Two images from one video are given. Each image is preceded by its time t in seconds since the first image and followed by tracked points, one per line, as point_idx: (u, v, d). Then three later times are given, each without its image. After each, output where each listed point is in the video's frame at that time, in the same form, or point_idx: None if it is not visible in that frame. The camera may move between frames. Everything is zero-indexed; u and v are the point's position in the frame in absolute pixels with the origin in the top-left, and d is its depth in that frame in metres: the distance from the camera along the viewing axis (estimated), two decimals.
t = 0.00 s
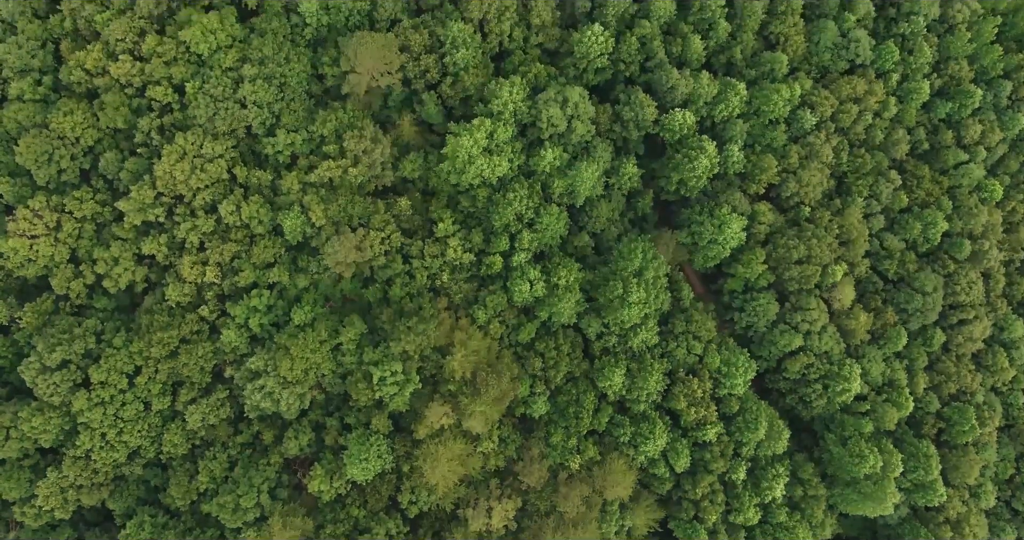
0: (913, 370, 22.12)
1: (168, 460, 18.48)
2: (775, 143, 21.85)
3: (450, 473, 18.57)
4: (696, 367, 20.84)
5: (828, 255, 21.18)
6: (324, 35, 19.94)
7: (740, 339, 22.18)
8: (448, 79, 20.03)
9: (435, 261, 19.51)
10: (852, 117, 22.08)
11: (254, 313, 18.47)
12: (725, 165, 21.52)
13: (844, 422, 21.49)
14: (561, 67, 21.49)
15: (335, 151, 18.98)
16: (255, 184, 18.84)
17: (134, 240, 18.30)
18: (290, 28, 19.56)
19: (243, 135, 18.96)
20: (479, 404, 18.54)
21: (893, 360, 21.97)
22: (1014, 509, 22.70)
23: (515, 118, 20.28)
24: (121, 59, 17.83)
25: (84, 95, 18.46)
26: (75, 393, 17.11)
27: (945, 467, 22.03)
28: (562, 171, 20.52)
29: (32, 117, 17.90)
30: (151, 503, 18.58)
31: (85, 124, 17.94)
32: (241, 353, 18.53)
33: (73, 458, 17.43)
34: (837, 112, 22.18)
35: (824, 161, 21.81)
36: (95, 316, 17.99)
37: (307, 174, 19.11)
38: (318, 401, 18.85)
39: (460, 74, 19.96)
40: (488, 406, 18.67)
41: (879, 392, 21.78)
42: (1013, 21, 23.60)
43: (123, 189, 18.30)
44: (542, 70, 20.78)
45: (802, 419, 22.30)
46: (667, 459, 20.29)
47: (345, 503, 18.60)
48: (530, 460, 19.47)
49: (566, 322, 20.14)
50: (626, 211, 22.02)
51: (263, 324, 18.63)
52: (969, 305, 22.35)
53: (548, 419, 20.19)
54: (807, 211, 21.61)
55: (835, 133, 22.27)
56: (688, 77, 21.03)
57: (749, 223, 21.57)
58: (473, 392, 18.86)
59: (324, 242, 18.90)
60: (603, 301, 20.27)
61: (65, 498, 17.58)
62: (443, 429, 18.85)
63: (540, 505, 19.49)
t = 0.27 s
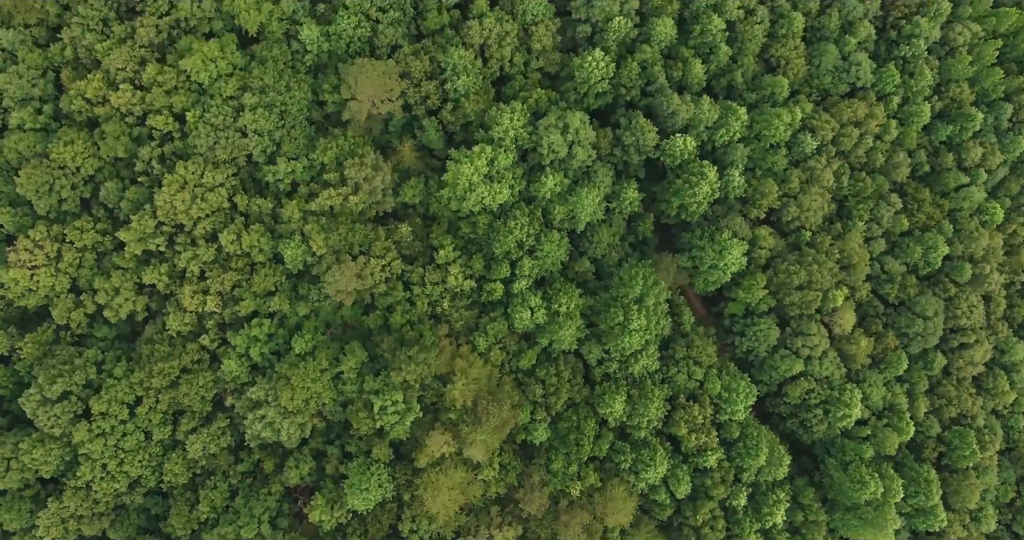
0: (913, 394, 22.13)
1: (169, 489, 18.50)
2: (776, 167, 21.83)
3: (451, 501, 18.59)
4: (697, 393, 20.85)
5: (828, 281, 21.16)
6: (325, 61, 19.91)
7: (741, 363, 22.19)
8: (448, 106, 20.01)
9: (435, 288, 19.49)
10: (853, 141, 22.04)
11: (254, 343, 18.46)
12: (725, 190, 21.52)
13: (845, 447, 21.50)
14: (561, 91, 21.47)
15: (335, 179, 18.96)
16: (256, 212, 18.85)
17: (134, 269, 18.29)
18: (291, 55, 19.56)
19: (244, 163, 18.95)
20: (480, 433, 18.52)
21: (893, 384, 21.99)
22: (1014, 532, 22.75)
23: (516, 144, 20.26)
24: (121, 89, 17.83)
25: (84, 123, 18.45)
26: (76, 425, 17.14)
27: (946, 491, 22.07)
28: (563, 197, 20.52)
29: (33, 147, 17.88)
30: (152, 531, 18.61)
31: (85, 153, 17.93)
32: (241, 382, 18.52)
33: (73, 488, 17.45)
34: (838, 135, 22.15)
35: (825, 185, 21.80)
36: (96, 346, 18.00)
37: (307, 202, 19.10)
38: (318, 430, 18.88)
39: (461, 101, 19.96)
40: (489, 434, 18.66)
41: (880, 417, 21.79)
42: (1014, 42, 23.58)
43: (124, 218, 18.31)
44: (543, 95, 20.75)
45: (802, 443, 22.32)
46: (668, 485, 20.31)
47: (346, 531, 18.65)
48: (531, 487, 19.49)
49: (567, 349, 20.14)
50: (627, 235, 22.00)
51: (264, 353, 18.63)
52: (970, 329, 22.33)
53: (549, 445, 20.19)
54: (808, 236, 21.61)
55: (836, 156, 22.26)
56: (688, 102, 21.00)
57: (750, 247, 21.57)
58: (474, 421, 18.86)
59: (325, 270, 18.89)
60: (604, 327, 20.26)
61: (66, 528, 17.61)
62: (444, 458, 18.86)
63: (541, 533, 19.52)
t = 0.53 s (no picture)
0: (914, 422, 22.17)
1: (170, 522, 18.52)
2: (777, 195, 21.83)
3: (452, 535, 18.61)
4: (698, 422, 20.86)
5: (829, 310, 21.16)
6: (325, 92, 19.90)
7: (741, 390, 22.21)
8: (449, 136, 20.00)
9: (436, 320, 19.49)
10: (854, 169, 22.04)
11: (255, 376, 18.48)
12: (726, 219, 21.52)
13: (845, 476, 21.52)
14: (562, 119, 21.43)
15: (336, 212, 18.97)
16: (257, 245, 18.86)
17: (135, 303, 18.28)
18: (291, 87, 19.58)
19: (245, 196, 18.96)
20: (481, 467, 18.53)
21: (894, 413, 22.00)
22: None
23: (517, 175, 20.25)
24: (122, 124, 17.82)
25: (85, 157, 18.42)
26: (77, 461, 17.17)
27: (946, 519, 22.10)
28: (564, 227, 20.52)
29: (33, 182, 17.84)
30: None
31: (86, 188, 17.92)
32: (242, 416, 18.53)
33: (75, 523, 17.51)
34: (838, 163, 22.15)
35: (825, 214, 21.80)
36: (97, 380, 17.98)
37: (308, 235, 19.10)
38: (319, 462, 18.90)
39: (462, 132, 19.99)
40: (490, 467, 18.67)
41: (880, 445, 21.81)
42: (1014, 69, 23.61)
43: (125, 252, 18.31)
44: (544, 125, 20.71)
45: (803, 470, 22.34)
46: (669, 516, 20.34)
47: None
48: (532, 519, 19.51)
49: (567, 380, 20.15)
50: (628, 263, 22.00)
51: (265, 387, 18.64)
52: (970, 356, 22.33)
53: (549, 476, 20.18)
54: (808, 265, 21.63)
55: (837, 184, 22.25)
56: (689, 131, 20.99)
57: (751, 275, 21.58)
58: (474, 454, 18.87)
59: (325, 303, 18.89)
60: (605, 358, 20.26)
61: None
62: (445, 490, 18.88)
63: None
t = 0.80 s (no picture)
0: (914, 446, 22.19)
1: None
2: (777, 219, 21.82)
3: None
4: (698, 448, 20.86)
5: (830, 335, 21.15)
6: (326, 118, 19.88)
7: (742, 414, 22.21)
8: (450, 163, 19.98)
9: (436, 347, 19.48)
10: (855, 193, 22.03)
11: (256, 406, 18.49)
12: (727, 243, 21.54)
13: (846, 500, 21.53)
14: (563, 143, 21.38)
15: (336, 240, 18.97)
16: (257, 273, 18.86)
17: (136, 332, 18.25)
18: (292, 114, 19.56)
19: (245, 224, 18.96)
20: (482, 496, 18.53)
21: (894, 437, 21.99)
22: None
23: (517, 201, 20.25)
24: (122, 154, 17.81)
25: (86, 186, 18.41)
26: (77, 493, 17.24)
27: None
28: (565, 252, 20.53)
29: (33, 212, 17.79)
30: None
31: (86, 218, 17.91)
32: (243, 445, 18.54)
33: None
34: (839, 187, 22.14)
35: (826, 238, 21.79)
36: (97, 410, 17.97)
37: (308, 263, 19.10)
38: (320, 490, 18.91)
39: (463, 158, 20.00)
40: (490, 496, 18.67)
41: (881, 469, 21.83)
42: (1014, 91, 23.60)
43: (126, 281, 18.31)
44: (544, 150, 20.67)
45: (803, 494, 22.34)
46: None
47: None
48: None
49: (568, 406, 20.16)
50: (628, 287, 21.99)
51: (266, 415, 18.63)
52: (971, 380, 22.32)
53: (550, 502, 20.17)
54: (809, 289, 21.63)
55: (837, 208, 22.25)
56: (690, 157, 20.97)
57: (751, 300, 21.60)
58: (475, 482, 18.88)
59: (326, 332, 18.88)
60: (605, 384, 20.24)
61: None
62: (445, 518, 18.88)
63: None
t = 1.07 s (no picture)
0: (915, 473, 22.20)
1: None
2: (778, 248, 21.82)
3: None
4: (699, 477, 20.85)
5: (830, 365, 21.16)
6: (327, 149, 19.88)
7: (743, 442, 22.23)
8: (451, 194, 20.00)
9: (437, 379, 19.48)
10: (856, 221, 22.03)
11: (257, 440, 18.50)
12: (728, 273, 21.60)
13: (847, 529, 21.49)
14: (563, 171, 21.31)
15: (338, 274, 19.01)
16: (258, 306, 18.87)
17: (137, 366, 18.24)
18: (292, 145, 19.57)
19: (247, 257, 18.99)
20: (482, 530, 18.48)
21: (895, 465, 21.99)
22: None
23: (518, 231, 20.26)
24: (123, 189, 17.82)
25: (87, 220, 18.43)
26: (78, 529, 17.33)
27: None
28: (565, 282, 20.50)
29: (34, 247, 17.79)
30: None
31: (87, 252, 17.93)
32: (243, 479, 18.52)
33: None
34: (840, 215, 22.12)
35: (827, 267, 21.80)
36: (98, 444, 18.01)
37: (310, 296, 19.17)
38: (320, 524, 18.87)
39: (464, 190, 20.06)
40: (490, 530, 18.62)
41: (881, 497, 21.88)
42: (1015, 117, 23.63)
43: (127, 316, 18.33)
44: (545, 180, 20.63)
45: (805, 523, 22.29)
46: None
47: None
48: None
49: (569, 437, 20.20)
50: (629, 315, 22.00)
51: (266, 449, 18.61)
52: (972, 408, 22.31)
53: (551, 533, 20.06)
54: (810, 318, 21.66)
55: (838, 235, 22.27)
56: (691, 186, 20.97)
57: (752, 329, 21.61)
58: (476, 514, 18.89)
59: (327, 365, 18.89)
60: (606, 415, 20.21)
61: None
62: None
63: None
